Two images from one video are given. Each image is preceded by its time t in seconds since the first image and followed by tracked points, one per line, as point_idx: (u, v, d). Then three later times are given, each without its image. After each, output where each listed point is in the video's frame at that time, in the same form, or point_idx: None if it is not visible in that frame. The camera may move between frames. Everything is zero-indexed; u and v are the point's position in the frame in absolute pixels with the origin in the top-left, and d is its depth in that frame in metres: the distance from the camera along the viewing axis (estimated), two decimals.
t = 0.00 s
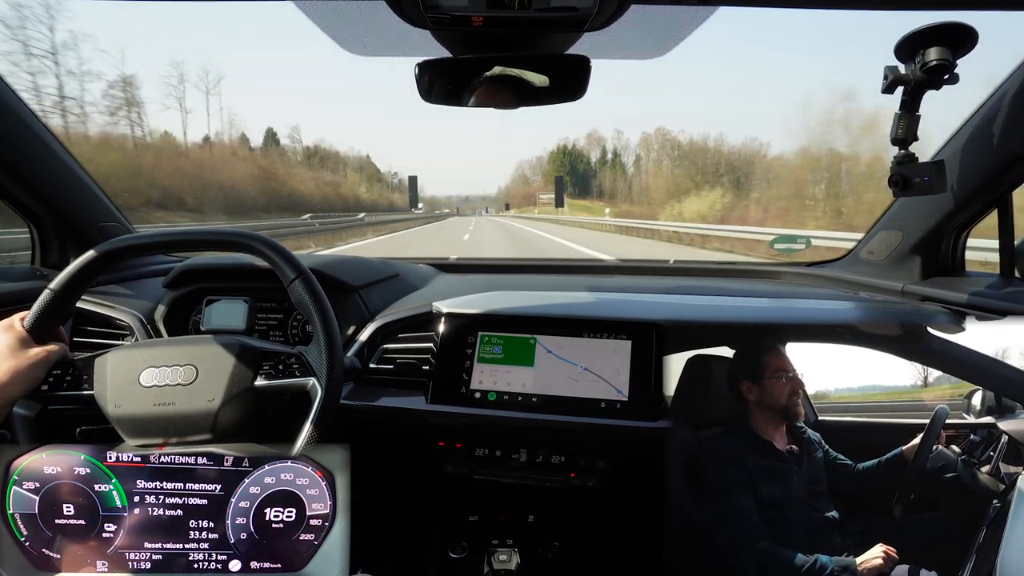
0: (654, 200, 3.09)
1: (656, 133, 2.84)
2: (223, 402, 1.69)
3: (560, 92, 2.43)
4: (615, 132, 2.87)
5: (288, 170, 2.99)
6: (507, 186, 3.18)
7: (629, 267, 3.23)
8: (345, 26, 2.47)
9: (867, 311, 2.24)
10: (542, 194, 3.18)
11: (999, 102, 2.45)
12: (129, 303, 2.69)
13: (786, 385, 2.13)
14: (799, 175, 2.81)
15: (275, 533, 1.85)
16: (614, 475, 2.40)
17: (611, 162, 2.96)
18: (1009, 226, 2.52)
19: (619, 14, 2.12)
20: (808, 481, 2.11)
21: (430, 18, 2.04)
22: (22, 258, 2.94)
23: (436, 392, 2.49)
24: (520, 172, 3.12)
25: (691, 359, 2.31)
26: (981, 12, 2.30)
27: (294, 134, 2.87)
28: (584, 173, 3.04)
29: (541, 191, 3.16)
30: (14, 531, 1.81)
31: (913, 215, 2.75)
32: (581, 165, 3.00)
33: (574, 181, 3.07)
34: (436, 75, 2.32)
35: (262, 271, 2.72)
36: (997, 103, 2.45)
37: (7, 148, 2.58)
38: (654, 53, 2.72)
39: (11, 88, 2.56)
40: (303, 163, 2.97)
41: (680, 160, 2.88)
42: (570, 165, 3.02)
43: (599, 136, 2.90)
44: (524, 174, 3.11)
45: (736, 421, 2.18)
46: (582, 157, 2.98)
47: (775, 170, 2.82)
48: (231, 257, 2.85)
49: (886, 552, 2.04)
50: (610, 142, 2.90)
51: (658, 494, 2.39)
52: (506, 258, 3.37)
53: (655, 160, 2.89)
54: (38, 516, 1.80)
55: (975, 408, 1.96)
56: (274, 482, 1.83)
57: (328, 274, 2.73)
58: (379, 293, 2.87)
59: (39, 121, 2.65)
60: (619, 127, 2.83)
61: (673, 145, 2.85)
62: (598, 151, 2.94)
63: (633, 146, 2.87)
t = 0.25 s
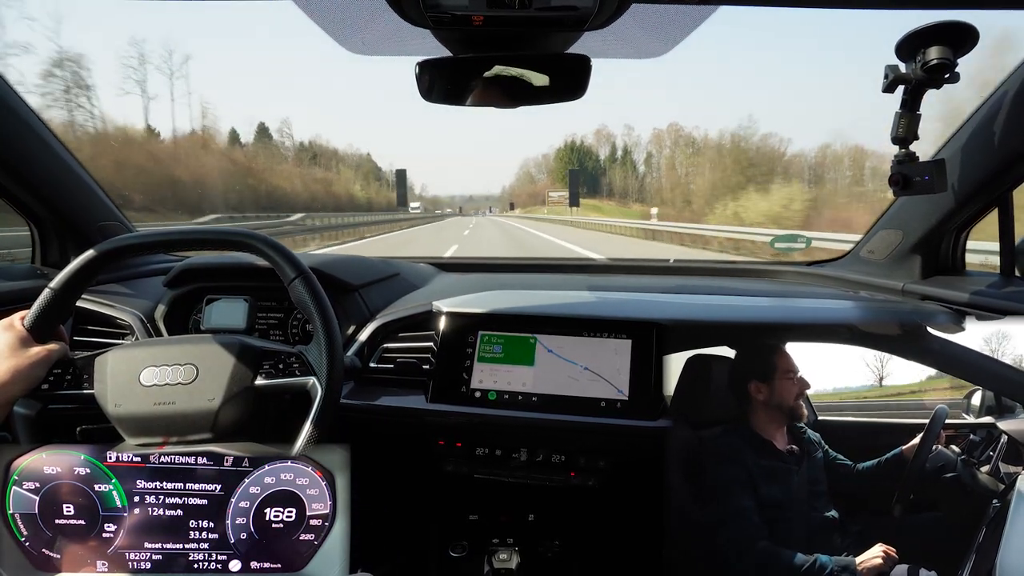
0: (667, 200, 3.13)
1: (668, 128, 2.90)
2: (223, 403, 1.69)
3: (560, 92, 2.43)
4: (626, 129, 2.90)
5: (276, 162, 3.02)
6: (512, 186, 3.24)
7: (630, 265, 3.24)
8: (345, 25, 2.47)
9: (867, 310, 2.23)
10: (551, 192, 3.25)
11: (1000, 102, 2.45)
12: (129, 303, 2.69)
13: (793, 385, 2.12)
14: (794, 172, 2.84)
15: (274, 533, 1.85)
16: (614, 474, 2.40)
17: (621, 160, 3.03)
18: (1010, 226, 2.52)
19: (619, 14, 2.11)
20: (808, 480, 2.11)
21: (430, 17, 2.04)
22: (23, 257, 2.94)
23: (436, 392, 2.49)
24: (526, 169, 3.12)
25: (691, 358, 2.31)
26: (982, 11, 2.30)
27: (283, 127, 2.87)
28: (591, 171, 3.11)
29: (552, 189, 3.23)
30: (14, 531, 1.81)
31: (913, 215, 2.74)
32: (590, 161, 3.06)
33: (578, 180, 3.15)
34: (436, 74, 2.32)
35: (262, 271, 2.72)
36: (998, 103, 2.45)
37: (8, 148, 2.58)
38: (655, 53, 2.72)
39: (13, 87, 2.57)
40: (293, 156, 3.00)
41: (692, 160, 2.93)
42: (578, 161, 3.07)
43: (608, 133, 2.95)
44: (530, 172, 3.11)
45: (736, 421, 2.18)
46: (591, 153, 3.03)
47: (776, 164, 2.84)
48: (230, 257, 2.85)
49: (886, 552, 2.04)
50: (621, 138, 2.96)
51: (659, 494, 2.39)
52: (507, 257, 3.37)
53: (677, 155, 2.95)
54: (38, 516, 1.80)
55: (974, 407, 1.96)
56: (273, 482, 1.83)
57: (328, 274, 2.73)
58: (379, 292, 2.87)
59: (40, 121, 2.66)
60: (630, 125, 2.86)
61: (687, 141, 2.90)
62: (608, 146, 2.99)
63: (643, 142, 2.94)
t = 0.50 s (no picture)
0: (683, 200, 3.13)
1: (682, 124, 2.81)
2: (223, 404, 1.69)
3: (560, 93, 2.44)
4: (637, 124, 2.81)
5: (268, 156, 2.96)
6: (517, 186, 3.24)
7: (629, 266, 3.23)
8: (346, 26, 2.47)
9: (867, 311, 2.23)
10: (562, 189, 3.22)
11: (1001, 102, 2.45)
12: (130, 303, 2.69)
13: (793, 385, 2.12)
14: (804, 171, 2.78)
15: (274, 533, 1.85)
16: (615, 475, 2.40)
17: (632, 156, 2.94)
18: (1010, 227, 2.53)
19: (619, 14, 2.11)
20: (808, 481, 2.11)
21: (430, 18, 2.04)
22: (23, 258, 2.94)
23: (437, 392, 2.49)
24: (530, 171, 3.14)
25: (691, 359, 2.31)
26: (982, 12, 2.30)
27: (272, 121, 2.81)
28: (601, 169, 3.07)
29: (564, 184, 3.17)
30: (14, 531, 1.81)
31: (914, 216, 2.74)
32: (600, 157, 3.00)
33: (588, 177, 3.09)
34: (436, 75, 2.32)
35: (263, 272, 2.72)
36: (998, 104, 2.45)
37: (6, 147, 2.58)
38: (654, 53, 2.72)
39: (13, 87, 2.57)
40: (285, 152, 2.94)
41: (710, 160, 2.90)
42: (587, 156, 3.00)
43: (618, 129, 2.83)
44: (536, 171, 3.12)
45: (735, 421, 2.18)
46: (600, 149, 2.96)
47: (785, 164, 2.78)
48: (230, 258, 2.85)
49: (886, 552, 2.03)
50: (631, 134, 2.85)
51: (659, 495, 2.39)
52: (507, 258, 3.37)
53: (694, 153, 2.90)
54: (38, 517, 1.81)
55: (974, 407, 1.97)
56: (273, 482, 1.83)
57: (329, 274, 2.73)
58: (379, 293, 2.87)
59: (39, 120, 2.66)
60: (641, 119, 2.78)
61: (703, 136, 2.80)
62: (617, 143, 2.90)
63: (655, 138, 2.84)
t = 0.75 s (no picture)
0: (700, 199, 3.04)
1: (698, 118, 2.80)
2: (223, 403, 1.69)
3: (560, 92, 2.44)
4: (649, 118, 2.80)
5: (255, 152, 2.97)
6: (523, 183, 3.18)
7: (630, 266, 3.23)
8: (347, 24, 2.47)
9: (867, 310, 2.24)
10: (578, 186, 3.10)
11: (1002, 101, 2.45)
12: (130, 302, 2.69)
13: (791, 384, 2.15)
14: (801, 169, 2.81)
15: (274, 533, 1.86)
16: (615, 474, 2.40)
17: (644, 152, 2.93)
18: (1010, 226, 2.53)
19: (619, 14, 2.11)
20: (808, 480, 2.11)
21: (430, 17, 2.04)
22: (23, 256, 2.94)
23: (437, 391, 2.49)
24: (536, 164, 3.06)
25: (691, 358, 2.31)
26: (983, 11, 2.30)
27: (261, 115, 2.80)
28: (611, 164, 3.02)
29: (578, 180, 3.09)
30: (14, 530, 1.81)
31: (914, 215, 2.74)
32: (608, 153, 2.96)
33: (601, 173, 3.02)
34: (436, 74, 2.32)
35: (263, 271, 2.72)
36: (999, 103, 2.45)
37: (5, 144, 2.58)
38: (655, 53, 2.72)
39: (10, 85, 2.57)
40: (273, 147, 2.94)
41: (726, 157, 2.87)
42: (596, 153, 2.97)
43: (629, 123, 2.84)
44: (542, 168, 3.06)
45: (736, 420, 2.18)
46: (609, 145, 2.94)
47: (784, 159, 2.79)
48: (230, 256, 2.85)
49: (886, 552, 2.03)
50: (643, 129, 2.86)
51: (659, 494, 2.39)
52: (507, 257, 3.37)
53: (713, 151, 2.88)
54: (38, 516, 1.81)
55: (975, 407, 1.97)
56: (274, 481, 1.84)
57: (329, 273, 2.73)
58: (380, 292, 2.87)
59: (39, 120, 2.66)
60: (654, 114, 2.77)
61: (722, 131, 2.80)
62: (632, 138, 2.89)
63: (668, 133, 2.84)
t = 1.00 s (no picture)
0: (720, 199, 2.89)
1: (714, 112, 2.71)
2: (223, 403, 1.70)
3: (561, 92, 2.43)
4: (661, 112, 2.73)
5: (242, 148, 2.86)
6: (527, 182, 3.09)
7: (631, 266, 3.23)
8: (348, 25, 2.47)
9: (869, 310, 2.24)
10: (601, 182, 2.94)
11: (1003, 102, 2.44)
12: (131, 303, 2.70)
13: (787, 383, 2.15)
14: (808, 168, 2.76)
15: (274, 533, 1.86)
16: (616, 474, 2.40)
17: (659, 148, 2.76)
18: (1012, 226, 2.54)
19: (620, 14, 2.11)
20: (808, 480, 2.11)
21: (431, 17, 2.04)
22: (25, 257, 2.94)
23: (437, 392, 2.49)
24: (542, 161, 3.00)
25: (691, 358, 2.31)
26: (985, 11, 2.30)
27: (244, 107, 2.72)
28: (624, 160, 2.88)
29: (596, 177, 2.95)
30: (14, 530, 1.82)
31: (915, 215, 2.74)
32: (620, 150, 2.84)
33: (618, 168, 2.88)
34: (437, 75, 2.32)
35: (265, 271, 2.73)
36: (1001, 103, 2.45)
37: (6, 145, 2.59)
38: (657, 53, 2.71)
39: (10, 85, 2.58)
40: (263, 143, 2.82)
41: (746, 152, 2.77)
42: (607, 149, 2.85)
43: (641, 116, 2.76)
44: (547, 166, 2.99)
45: (736, 420, 2.18)
46: (620, 142, 2.82)
47: (802, 156, 2.73)
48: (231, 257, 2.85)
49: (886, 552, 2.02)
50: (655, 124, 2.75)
51: (660, 494, 2.39)
52: (508, 258, 3.38)
53: (732, 147, 2.76)
54: (38, 516, 1.81)
55: (975, 406, 1.97)
56: (273, 481, 1.84)
57: (331, 273, 2.74)
58: (381, 292, 2.88)
59: (40, 120, 2.68)
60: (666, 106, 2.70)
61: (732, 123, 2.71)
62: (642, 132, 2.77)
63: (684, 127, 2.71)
